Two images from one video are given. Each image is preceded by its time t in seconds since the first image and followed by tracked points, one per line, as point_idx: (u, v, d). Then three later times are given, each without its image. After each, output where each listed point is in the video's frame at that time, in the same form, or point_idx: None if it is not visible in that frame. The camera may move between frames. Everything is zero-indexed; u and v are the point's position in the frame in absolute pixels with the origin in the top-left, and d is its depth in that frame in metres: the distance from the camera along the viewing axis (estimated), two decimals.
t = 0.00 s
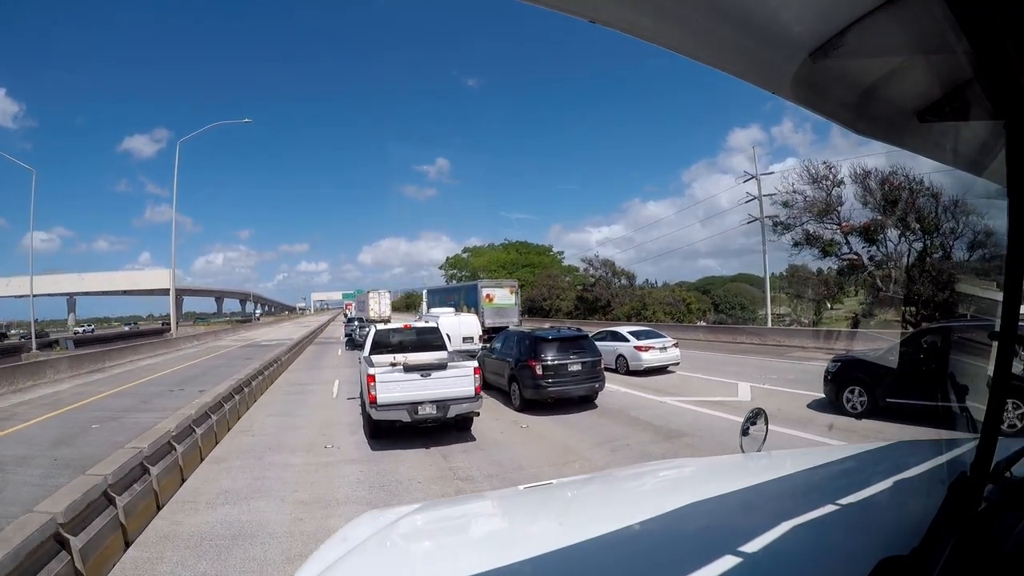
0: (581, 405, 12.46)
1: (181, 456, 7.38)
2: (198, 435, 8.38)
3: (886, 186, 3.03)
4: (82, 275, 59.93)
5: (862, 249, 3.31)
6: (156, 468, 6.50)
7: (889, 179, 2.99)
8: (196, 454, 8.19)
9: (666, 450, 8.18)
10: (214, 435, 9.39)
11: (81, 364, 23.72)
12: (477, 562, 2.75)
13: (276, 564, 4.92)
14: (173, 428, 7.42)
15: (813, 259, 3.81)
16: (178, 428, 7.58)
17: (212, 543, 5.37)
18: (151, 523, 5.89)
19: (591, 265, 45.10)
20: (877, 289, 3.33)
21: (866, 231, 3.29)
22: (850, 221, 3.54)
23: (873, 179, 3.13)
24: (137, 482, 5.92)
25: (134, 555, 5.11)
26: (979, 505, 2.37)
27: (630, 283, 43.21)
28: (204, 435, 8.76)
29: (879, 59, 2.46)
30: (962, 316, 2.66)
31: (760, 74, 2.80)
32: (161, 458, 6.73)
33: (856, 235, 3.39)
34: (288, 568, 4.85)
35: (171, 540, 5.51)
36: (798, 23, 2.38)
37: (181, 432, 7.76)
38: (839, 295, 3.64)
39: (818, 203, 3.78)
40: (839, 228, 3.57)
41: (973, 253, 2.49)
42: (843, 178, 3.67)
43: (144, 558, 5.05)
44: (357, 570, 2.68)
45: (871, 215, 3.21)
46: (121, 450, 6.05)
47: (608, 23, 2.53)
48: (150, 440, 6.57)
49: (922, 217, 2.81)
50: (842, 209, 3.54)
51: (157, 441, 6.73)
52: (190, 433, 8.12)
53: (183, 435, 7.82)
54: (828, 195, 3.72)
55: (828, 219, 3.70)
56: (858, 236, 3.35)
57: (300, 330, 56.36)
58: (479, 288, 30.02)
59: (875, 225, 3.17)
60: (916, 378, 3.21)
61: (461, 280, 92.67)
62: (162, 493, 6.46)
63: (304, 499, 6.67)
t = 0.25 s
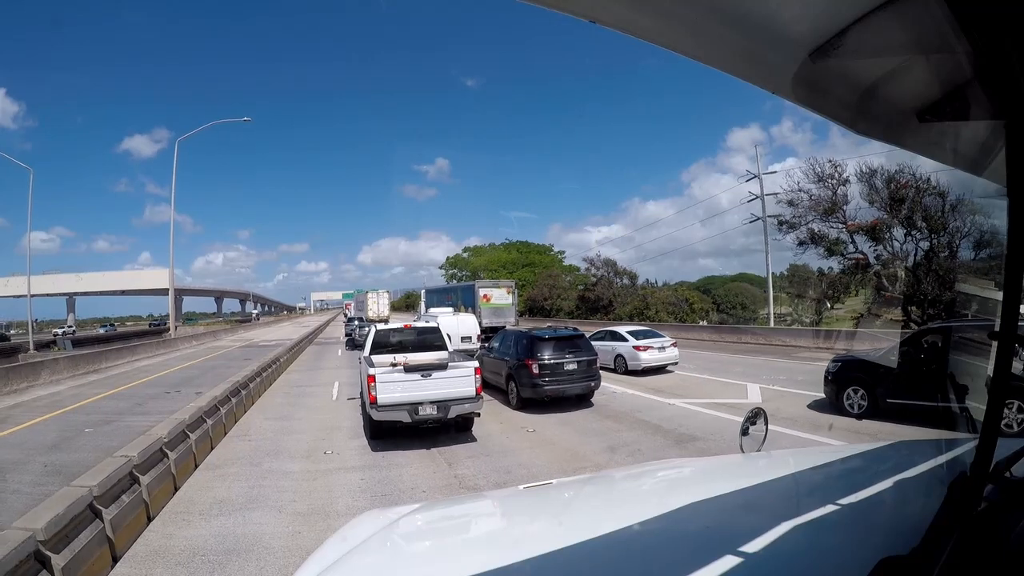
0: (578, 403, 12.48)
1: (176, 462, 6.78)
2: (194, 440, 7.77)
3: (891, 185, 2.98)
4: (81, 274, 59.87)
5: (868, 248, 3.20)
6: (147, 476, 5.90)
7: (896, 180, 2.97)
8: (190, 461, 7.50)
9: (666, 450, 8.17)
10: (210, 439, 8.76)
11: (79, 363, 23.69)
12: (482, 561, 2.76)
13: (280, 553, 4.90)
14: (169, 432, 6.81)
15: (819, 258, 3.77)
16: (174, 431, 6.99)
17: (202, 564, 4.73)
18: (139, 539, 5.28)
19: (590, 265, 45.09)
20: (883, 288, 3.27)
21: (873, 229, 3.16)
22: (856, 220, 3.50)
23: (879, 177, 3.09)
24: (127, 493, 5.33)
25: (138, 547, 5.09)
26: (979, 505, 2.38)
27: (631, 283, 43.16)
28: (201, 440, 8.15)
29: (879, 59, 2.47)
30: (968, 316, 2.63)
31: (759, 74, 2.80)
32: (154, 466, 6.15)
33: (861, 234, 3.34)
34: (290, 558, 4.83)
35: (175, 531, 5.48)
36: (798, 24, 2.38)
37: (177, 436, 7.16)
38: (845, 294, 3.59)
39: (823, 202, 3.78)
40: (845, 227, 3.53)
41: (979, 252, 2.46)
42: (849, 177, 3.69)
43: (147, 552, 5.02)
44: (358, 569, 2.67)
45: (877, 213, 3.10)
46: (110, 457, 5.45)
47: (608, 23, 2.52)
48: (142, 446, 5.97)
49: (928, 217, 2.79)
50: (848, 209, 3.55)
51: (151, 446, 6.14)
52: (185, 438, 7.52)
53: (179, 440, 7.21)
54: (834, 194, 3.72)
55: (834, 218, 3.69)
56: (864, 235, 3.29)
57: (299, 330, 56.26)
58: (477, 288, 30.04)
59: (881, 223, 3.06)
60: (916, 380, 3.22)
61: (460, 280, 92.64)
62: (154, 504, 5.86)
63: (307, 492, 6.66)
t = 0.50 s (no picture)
0: (573, 400, 12.51)
1: (168, 469, 6.49)
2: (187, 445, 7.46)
3: (898, 183, 2.99)
4: (79, 274, 59.88)
5: (873, 247, 3.17)
6: (137, 484, 5.62)
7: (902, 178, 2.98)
8: (185, 466, 7.25)
9: (665, 451, 8.17)
10: (204, 444, 8.44)
11: (77, 363, 23.67)
12: (481, 561, 2.76)
13: (279, 555, 4.90)
14: (161, 437, 6.51)
15: (823, 256, 3.76)
16: (166, 437, 6.70)
17: None
18: (129, 551, 5.00)
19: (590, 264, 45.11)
20: (887, 288, 3.25)
21: (878, 229, 3.15)
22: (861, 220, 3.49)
23: (886, 176, 3.09)
24: (115, 502, 5.05)
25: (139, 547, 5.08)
26: (978, 505, 2.38)
27: (633, 282, 43.06)
28: (194, 445, 7.85)
29: (880, 59, 2.46)
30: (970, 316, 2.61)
31: (759, 74, 2.80)
32: (143, 474, 5.86)
33: (866, 232, 3.33)
34: (289, 560, 4.84)
35: (176, 531, 5.47)
36: (798, 23, 2.38)
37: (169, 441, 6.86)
38: (847, 293, 3.56)
39: (828, 201, 3.76)
40: (850, 226, 3.51)
41: (984, 252, 2.44)
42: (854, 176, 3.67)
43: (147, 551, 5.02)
44: (357, 569, 2.67)
45: (881, 211, 3.11)
46: (98, 464, 5.17)
47: (608, 22, 2.52)
48: (131, 452, 5.69)
49: (933, 216, 2.76)
50: (853, 208, 3.53)
51: (141, 453, 5.84)
52: (179, 442, 7.22)
53: (171, 445, 6.92)
54: (838, 193, 3.70)
55: (838, 217, 3.67)
56: (870, 233, 3.27)
57: (299, 330, 56.25)
58: (474, 288, 30.09)
59: (885, 222, 3.06)
60: (916, 380, 3.23)
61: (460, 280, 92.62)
62: (145, 513, 5.58)
63: (307, 492, 6.65)
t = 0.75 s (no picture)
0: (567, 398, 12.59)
1: (159, 478, 6.16)
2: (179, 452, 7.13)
3: (904, 182, 2.97)
4: (78, 274, 59.89)
5: (880, 246, 3.12)
6: (126, 495, 5.29)
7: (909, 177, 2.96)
8: (178, 473, 6.95)
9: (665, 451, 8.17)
10: (197, 450, 8.09)
11: (76, 363, 23.66)
12: (482, 561, 2.75)
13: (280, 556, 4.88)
14: (152, 444, 6.19)
15: (829, 256, 3.72)
16: (158, 444, 6.38)
17: None
18: (117, 566, 4.69)
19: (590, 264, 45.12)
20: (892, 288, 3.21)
21: (886, 227, 3.12)
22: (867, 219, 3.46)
23: (892, 175, 3.06)
24: (103, 515, 4.74)
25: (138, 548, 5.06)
26: (978, 505, 2.38)
27: (637, 282, 43.08)
28: (186, 451, 7.52)
29: (881, 59, 2.46)
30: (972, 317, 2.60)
31: (759, 74, 2.80)
32: (134, 483, 5.55)
33: (872, 233, 3.29)
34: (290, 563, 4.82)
35: (177, 532, 5.45)
36: (798, 23, 2.38)
37: (160, 448, 6.53)
38: (851, 294, 3.53)
39: (834, 200, 3.74)
40: (857, 225, 3.48)
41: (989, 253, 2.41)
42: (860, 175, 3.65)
43: (146, 553, 5.00)
44: (357, 570, 2.66)
45: (888, 210, 3.09)
46: (84, 473, 4.87)
47: (608, 22, 2.52)
48: (120, 461, 5.37)
49: (941, 215, 2.73)
50: (859, 208, 3.50)
51: (131, 462, 5.51)
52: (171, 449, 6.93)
53: (162, 453, 6.60)
54: (845, 193, 3.67)
55: (844, 217, 3.64)
56: (876, 233, 3.23)
57: (298, 330, 56.22)
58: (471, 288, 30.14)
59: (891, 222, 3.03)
60: (915, 380, 3.23)
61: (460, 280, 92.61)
62: (134, 526, 5.25)
63: (308, 494, 6.64)
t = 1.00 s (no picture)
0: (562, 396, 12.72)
1: (151, 486, 5.93)
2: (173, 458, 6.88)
3: (910, 181, 2.94)
4: (78, 275, 59.93)
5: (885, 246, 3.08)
6: (116, 505, 5.09)
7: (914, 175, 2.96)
8: (170, 480, 6.73)
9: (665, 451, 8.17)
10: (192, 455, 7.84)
11: (75, 364, 23.67)
12: (480, 561, 2.75)
13: (277, 560, 4.86)
14: (142, 451, 5.94)
15: (833, 256, 3.68)
16: (148, 451, 6.13)
17: None
18: None
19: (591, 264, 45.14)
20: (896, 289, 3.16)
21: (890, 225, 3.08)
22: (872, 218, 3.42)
23: (899, 173, 3.04)
24: (90, 527, 4.56)
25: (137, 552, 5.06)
26: (977, 505, 2.38)
27: (638, 282, 43.09)
28: (180, 456, 7.25)
29: (881, 58, 2.46)
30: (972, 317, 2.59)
31: (759, 73, 2.80)
32: (124, 492, 5.33)
33: (877, 232, 3.24)
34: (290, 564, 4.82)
35: (177, 535, 5.46)
36: (798, 23, 2.38)
37: (151, 455, 6.28)
38: (854, 294, 3.48)
39: (838, 198, 3.71)
40: (862, 224, 3.44)
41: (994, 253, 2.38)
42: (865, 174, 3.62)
43: (146, 552, 4.99)
44: (357, 570, 2.66)
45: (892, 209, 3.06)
46: (71, 483, 4.66)
47: (608, 22, 2.52)
48: (109, 469, 5.14)
49: (946, 214, 2.70)
50: (864, 207, 3.46)
51: (119, 471, 5.26)
52: (164, 456, 6.71)
53: (154, 459, 6.35)
54: (850, 191, 3.64)
55: (849, 216, 3.60)
56: (881, 233, 3.18)
57: (298, 330, 56.21)
58: (468, 288, 30.20)
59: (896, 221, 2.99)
60: (915, 380, 3.24)
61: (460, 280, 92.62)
62: (124, 537, 5.06)
63: (307, 497, 6.64)
